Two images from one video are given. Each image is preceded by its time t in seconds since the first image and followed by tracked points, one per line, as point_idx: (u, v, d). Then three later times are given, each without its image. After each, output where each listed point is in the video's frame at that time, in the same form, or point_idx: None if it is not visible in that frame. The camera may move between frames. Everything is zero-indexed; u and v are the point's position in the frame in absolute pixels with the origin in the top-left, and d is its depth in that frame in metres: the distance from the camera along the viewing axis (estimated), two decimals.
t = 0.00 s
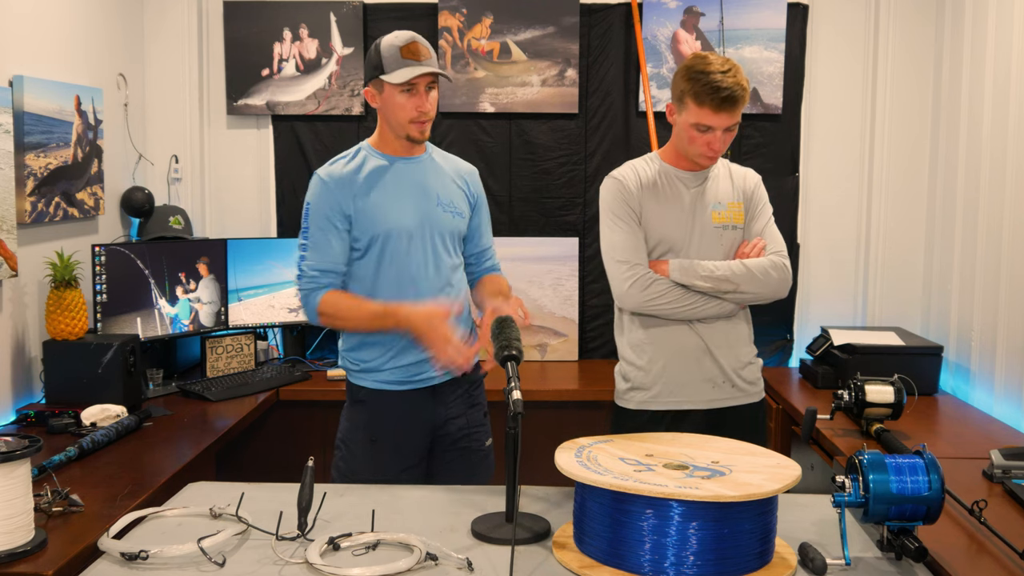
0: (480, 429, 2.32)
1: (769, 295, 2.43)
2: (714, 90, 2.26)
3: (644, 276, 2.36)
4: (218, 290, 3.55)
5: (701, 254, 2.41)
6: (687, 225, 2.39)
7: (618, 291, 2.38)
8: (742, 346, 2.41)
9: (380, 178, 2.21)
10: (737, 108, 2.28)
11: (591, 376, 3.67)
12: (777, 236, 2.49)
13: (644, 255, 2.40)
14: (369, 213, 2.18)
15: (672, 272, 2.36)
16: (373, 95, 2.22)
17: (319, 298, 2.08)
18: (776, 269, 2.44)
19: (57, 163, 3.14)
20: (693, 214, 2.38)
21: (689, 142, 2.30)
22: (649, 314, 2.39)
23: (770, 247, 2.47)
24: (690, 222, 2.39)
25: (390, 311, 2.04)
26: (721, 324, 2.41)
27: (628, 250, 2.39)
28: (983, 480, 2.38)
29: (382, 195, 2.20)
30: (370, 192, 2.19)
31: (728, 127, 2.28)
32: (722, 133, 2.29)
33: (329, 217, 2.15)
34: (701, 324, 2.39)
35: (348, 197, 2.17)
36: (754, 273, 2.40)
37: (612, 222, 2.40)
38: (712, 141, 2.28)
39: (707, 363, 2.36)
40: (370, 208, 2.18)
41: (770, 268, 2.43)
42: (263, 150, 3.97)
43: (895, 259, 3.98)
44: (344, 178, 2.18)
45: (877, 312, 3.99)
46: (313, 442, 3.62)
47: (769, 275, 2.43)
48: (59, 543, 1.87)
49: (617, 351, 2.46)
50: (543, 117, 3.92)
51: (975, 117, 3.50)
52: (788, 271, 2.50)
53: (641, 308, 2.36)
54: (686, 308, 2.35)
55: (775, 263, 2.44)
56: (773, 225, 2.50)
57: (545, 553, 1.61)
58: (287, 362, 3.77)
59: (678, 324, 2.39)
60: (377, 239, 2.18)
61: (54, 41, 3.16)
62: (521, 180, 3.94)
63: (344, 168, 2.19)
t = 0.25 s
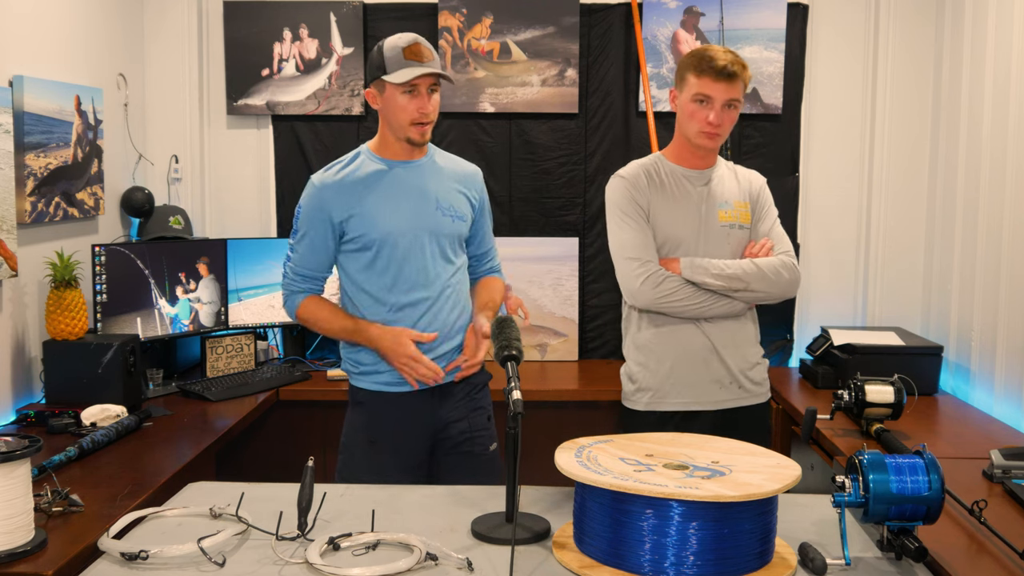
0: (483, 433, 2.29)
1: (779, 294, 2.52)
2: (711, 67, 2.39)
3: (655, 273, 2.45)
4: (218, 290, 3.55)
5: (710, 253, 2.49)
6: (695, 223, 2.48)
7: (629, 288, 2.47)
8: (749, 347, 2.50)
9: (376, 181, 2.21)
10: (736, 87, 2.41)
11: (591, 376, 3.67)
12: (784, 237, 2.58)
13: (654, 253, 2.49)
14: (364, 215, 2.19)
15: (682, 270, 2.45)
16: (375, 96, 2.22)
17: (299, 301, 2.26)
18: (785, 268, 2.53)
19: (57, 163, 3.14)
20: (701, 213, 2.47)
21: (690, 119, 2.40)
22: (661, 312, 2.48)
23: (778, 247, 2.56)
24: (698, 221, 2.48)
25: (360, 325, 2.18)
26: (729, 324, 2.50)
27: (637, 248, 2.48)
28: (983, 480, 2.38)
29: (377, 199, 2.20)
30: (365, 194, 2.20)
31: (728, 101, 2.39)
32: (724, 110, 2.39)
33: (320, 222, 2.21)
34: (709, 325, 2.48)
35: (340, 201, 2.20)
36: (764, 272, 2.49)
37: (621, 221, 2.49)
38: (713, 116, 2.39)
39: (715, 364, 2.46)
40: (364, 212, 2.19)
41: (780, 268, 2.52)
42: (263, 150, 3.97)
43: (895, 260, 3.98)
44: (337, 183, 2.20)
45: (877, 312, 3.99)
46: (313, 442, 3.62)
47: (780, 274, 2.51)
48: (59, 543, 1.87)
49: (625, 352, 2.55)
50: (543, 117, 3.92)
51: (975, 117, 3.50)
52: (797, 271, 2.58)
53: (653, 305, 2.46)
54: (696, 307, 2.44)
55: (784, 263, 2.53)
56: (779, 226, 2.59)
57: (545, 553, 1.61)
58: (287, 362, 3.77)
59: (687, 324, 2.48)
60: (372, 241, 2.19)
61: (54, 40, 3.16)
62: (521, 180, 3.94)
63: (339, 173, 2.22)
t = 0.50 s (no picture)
0: (486, 434, 2.29)
1: (780, 295, 2.55)
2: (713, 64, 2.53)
3: (653, 273, 2.49)
4: (218, 290, 3.55)
5: (711, 253, 2.54)
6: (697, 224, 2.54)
7: (628, 289, 2.52)
8: (752, 345, 2.55)
9: (376, 180, 2.21)
10: (738, 83, 2.54)
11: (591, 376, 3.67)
12: (788, 239, 2.62)
13: (654, 253, 2.54)
14: (362, 215, 2.19)
15: (681, 271, 2.49)
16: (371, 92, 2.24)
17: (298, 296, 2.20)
18: (787, 268, 2.56)
19: (57, 163, 3.14)
20: (704, 214, 2.53)
21: (692, 112, 2.51)
22: (658, 313, 2.53)
23: (781, 248, 2.59)
24: (700, 220, 2.53)
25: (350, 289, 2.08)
26: (731, 324, 2.54)
27: (637, 248, 2.53)
28: (983, 480, 2.38)
29: (377, 198, 2.20)
30: (363, 194, 2.20)
31: (730, 95, 2.52)
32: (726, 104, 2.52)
33: (320, 220, 2.20)
34: (711, 325, 2.52)
35: (339, 200, 2.19)
36: (765, 273, 2.52)
37: (621, 221, 2.54)
38: (715, 107, 2.50)
39: (718, 364, 2.50)
40: (363, 211, 2.19)
41: (781, 268, 2.55)
42: (263, 150, 3.97)
43: (895, 259, 3.99)
44: (337, 182, 2.20)
45: (877, 312, 3.99)
46: (313, 442, 3.62)
47: (781, 276, 2.54)
48: (59, 543, 1.87)
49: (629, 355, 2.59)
50: (543, 117, 3.92)
51: (975, 116, 3.50)
52: (800, 272, 2.61)
53: (651, 306, 2.50)
54: (695, 307, 2.49)
55: (786, 263, 2.56)
56: (784, 228, 2.63)
57: (545, 553, 1.61)
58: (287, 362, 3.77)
59: (689, 324, 2.52)
60: (369, 240, 2.19)
61: (55, 40, 3.16)
62: (521, 180, 3.94)
63: (339, 172, 2.22)
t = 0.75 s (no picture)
0: (487, 436, 2.27)
1: (791, 292, 2.59)
2: (714, 64, 2.56)
3: (660, 274, 2.54)
4: (218, 290, 3.55)
5: (719, 253, 2.58)
6: (705, 223, 2.57)
7: (637, 291, 2.57)
8: (763, 345, 2.59)
9: (387, 182, 2.22)
10: (740, 81, 2.56)
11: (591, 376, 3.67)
12: (796, 236, 2.66)
13: (662, 254, 2.58)
14: (372, 216, 2.19)
15: (688, 271, 2.54)
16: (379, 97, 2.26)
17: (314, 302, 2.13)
18: (796, 266, 2.60)
19: (57, 163, 3.14)
20: (712, 214, 2.57)
21: (696, 111, 2.55)
22: (666, 314, 2.57)
23: (789, 245, 2.64)
24: (708, 221, 2.57)
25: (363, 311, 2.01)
26: (740, 325, 2.58)
27: (644, 249, 2.57)
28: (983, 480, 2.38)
29: (388, 200, 2.20)
30: (375, 195, 2.20)
31: (732, 94, 2.55)
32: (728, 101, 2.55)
33: (332, 221, 2.18)
34: (721, 326, 2.57)
35: (351, 200, 2.19)
36: (774, 271, 2.56)
37: (629, 223, 2.59)
38: (718, 106, 2.54)
39: (728, 364, 2.55)
40: (374, 211, 2.19)
41: (790, 265, 2.59)
42: (263, 150, 3.97)
43: (895, 259, 3.99)
44: (350, 182, 2.20)
45: (877, 312, 3.99)
46: (313, 442, 3.62)
47: (790, 271, 2.59)
48: (59, 543, 1.87)
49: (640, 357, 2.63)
50: (543, 117, 3.92)
51: (975, 116, 3.50)
52: (810, 269, 2.65)
53: (660, 306, 2.55)
54: (704, 307, 2.53)
55: (795, 261, 2.61)
56: (791, 226, 2.67)
57: (545, 553, 1.61)
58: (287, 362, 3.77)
59: (700, 324, 2.56)
60: (379, 241, 2.19)
61: (54, 40, 3.16)
62: (521, 180, 3.94)
63: (351, 172, 2.22)
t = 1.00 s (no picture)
0: (492, 438, 2.28)
1: (807, 292, 2.59)
2: (725, 63, 2.59)
3: (677, 272, 2.53)
4: (218, 290, 3.55)
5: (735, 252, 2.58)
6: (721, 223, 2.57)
7: (652, 289, 2.56)
8: (777, 345, 2.59)
9: (401, 184, 2.21)
10: (751, 77, 2.59)
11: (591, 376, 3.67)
12: (812, 235, 2.66)
13: (678, 253, 2.58)
14: (385, 217, 2.19)
15: (705, 269, 2.53)
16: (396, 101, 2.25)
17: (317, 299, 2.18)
18: (813, 265, 2.60)
19: (57, 163, 3.14)
20: (728, 213, 2.57)
21: (708, 111, 2.57)
22: (682, 312, 2.57)
23: (806, 244, 2.63)
24: (724, 220, 2.57)
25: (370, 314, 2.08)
26: (754, 323, 2.58)
27: (660, 248, 2.57)
28: (983, 480, 2.38)
29: (400, 202, 2.20)
30: (388, 196, 2.19)
31: (743, 91, 2.57)
32: (740, 98, 2.57)
33: (343, 219, 2.18)
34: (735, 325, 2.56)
35: (363, 200, 2.19)
36: (790, 269, 2.56)
37: (644, 222, 2.58)
38: (730, 103, 2.56)
39: (742, 364, 2.55)
40: (385, 213, 2.19)
41: (807, 264, 2.59)
42: (263, 150, 3.97)
43: (895, 259, 3.98)
44: (363, 182, 2.19)
45: (877, 312, 3.99)
46: (313, 442, 3.62)
47: (806, 271, 2.58)
48: (59, 543, 1.87)
49: (653, 356, 2.62)
50: (543, 117, 3.92)
51: (975, 116, 3.50)
52: (825, 269, 2.65)
53: (675, 304, 2.54)
54: (718, 306, 2.52)
55: (812, 260, 2.60)
56: (807, 226, 2.67)
57: (545, 553, 1.61)
58: (287, 362, 3.77)
59: (714, 323, 2.56)
60: (390, 242, 2.18)
61: (54, 40, 3.16)
62: (521, 180, 3.94)
63: (365, 172, 2.21)
